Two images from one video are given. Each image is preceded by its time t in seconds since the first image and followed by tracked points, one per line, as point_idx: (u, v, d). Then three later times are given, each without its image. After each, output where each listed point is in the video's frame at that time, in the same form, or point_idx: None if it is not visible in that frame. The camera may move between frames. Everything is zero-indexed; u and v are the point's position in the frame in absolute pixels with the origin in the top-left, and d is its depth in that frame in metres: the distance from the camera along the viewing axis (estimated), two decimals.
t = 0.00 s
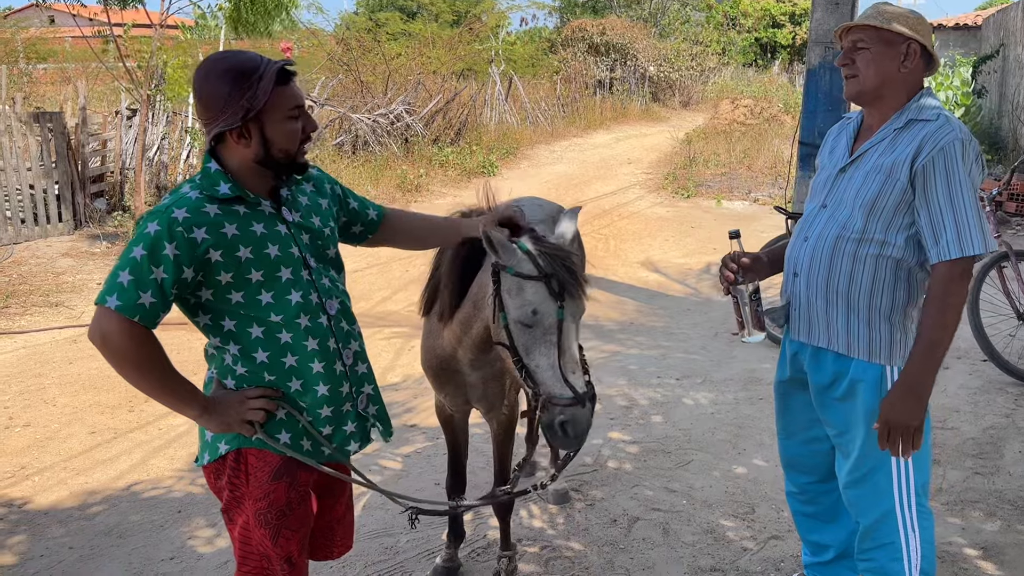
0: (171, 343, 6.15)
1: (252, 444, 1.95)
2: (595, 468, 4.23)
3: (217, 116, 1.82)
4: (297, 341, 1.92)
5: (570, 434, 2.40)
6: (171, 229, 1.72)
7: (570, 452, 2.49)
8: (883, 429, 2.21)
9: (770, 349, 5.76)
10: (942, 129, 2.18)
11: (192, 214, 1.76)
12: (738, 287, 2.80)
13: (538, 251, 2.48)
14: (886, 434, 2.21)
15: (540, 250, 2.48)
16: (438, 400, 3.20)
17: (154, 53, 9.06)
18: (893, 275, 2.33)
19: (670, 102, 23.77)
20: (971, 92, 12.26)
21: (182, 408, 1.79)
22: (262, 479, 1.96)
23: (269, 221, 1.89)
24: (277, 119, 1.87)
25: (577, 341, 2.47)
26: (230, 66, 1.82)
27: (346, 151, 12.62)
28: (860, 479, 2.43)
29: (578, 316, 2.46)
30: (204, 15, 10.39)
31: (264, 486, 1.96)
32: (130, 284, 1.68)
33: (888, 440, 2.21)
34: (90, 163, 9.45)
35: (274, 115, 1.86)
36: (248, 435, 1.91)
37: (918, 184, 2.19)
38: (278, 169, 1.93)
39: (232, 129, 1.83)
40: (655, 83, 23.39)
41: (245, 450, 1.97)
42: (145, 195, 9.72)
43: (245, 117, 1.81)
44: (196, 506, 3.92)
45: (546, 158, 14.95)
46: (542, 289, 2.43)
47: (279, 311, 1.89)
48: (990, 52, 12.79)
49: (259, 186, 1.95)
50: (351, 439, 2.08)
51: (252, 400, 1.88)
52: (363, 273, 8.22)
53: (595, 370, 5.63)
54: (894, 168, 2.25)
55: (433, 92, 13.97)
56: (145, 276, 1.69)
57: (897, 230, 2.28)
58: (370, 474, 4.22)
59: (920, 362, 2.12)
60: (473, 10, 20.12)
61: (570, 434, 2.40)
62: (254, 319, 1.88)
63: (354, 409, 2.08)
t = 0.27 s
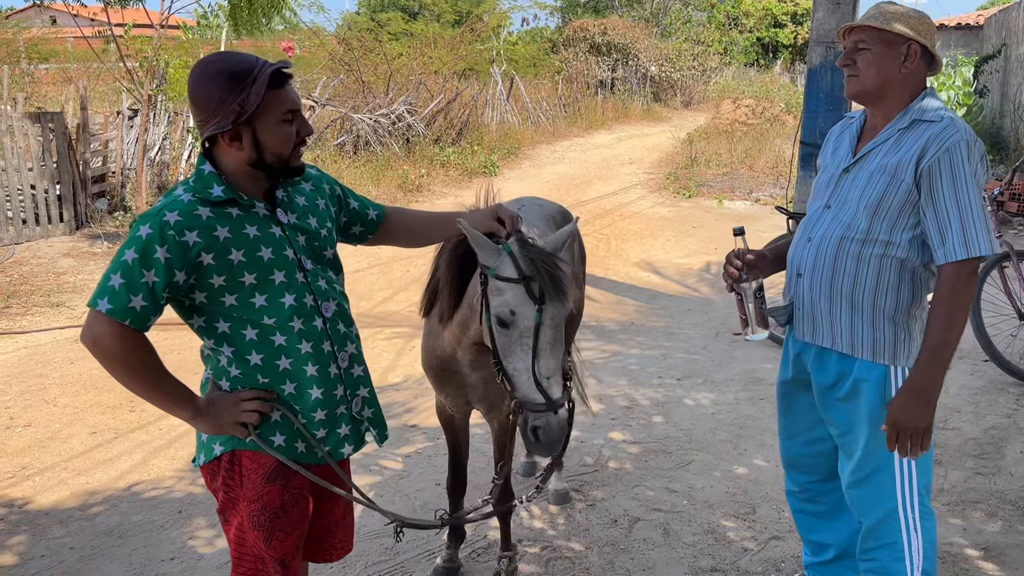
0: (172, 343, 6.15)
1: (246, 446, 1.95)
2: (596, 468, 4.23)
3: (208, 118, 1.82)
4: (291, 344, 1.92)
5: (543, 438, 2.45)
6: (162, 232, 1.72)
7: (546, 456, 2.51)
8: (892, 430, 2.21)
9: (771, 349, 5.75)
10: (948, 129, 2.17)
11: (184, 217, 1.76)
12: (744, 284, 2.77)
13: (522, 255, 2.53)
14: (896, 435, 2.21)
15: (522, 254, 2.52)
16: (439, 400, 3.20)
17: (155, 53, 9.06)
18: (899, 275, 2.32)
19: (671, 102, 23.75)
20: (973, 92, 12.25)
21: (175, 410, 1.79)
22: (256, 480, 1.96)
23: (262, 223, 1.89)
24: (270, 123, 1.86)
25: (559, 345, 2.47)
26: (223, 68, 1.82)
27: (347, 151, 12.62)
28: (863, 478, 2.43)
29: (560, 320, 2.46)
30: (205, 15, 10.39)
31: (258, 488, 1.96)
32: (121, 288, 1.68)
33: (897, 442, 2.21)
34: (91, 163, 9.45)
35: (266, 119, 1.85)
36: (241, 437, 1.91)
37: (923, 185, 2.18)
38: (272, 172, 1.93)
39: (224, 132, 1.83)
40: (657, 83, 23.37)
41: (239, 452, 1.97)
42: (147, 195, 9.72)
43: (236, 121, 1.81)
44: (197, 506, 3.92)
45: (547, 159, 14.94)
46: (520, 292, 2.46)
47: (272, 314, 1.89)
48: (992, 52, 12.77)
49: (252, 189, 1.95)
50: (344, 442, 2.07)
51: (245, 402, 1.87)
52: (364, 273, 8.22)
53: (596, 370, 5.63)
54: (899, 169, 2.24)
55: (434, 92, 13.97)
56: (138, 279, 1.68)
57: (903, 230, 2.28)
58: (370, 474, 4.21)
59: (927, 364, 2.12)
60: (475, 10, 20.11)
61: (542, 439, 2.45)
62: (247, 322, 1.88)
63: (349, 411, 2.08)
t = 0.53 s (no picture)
0: (172, 344, 6.15)
1: (246, 448, 1.95)
2: (596, 469, 4.22)
3: (215, 119, 1.81)
4: (292, 347, 1.92)
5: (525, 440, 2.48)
6: (164, 235, 1.71)
7: (529, 457, 2.54)
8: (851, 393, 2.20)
9: (771, 350, 5.75)
10: (949, 129, 2.17)
11: (186, 219, 1.76)
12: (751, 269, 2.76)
13: (508, 254, 2.52)
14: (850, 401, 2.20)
15: (507, 255, 2.52)
16: (437, 401, 3.20)
17: (155, 54, 9.07)
18: (901, 274, 2.32)
19: (672, 102, 23.75)
20: (973, 92, 12.25)
21: (174, 412, 1.80)
22: (256, 482, 1.96)
23: (264, 226, 1.89)
24: (276, 123, 1.87)
25: (542, 345, 2.48)
26: (226, 71, 1.82)
27: (348, 152, 12.62)
28: (864, 478, 2.42)
29: (544, 321, 2.47)
30: (206, 15, 10.39)
31: (258, 489, 1.96)
32: (122, 291, 1.68)
33: (848, 413, 2.20)
34: (92, 164, 9.46)
35: (272, 119, 1.86)
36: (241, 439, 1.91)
37: (925, 185, 2.18)
38: (276, 172, 1.93)
39: (230, 134, 1.82)
40: (657, 83, 23.37)
41: (238, 454, 1.96)
42: (147, 196, 9.72)
43: (242, 121, 1.81)
44: (196, 507, 3.92)
45: (547, 159, 14.94)
46: (504, 292, 2.46)
47: (273, 317, 1.89)
48: (992, 51, 12.77)
49: (255, 190, 1.94)
50: (343, 445, 2.08)
51: (245, 404, 1.87)
52: (364, 274, 8.22)
53: (596, 370, 5.63)
54: (900, 168, 2.24)
55: (434, 92, 13.97)
56: (138, 282, 1.68)
57: (905, 229, 2.28)
58: (370, 475, 4.21)
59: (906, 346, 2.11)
60: (475, 11, 20.13)
61: (524, 441, 2.48)
62: (248, 325, 1.88)
63: (348, 414, 2.08)
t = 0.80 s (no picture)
0: (171, 344, 6.15)
1: (255, 449, 1.94)
2: (595, 469, 4.22)
3: (225, 119, 1.81)
4: (300, 348, 1.93)
5: (516, 440, 2.47)
6: (176, 236, 1.71)
7: (521, 458, 2.53)
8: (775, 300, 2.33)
9: (770, 350, 5.75)
10: (948, 128, 2.17)
11: (197, 221, 1.75)
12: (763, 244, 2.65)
13: (498, 255, 2.55)
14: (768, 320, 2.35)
15: (498, 256, 2.54)
16: (435, 402, 3.19)
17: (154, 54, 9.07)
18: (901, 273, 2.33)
19: (671, 102, 23.76)
20: (971, 92, 12.26)
21: (185, 415, 1.78)
22: (265, 482, 1.95)
23: (272, 227, 1.89)
24: (286, 120, 1.87)
25: (533, 346, 2.48)
26: (234, 70, 1.81)
27: (346, 152, 12.62)
28: (865, 476, 2.42)
29: (535, 321, 2.48)
30: (204, 16, 10.40)
31: (267, 490, 1.95)
32: (135, 293, 1.66)
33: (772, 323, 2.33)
34: (90, 164, 9.46)
35: (283, 115, 1.86)
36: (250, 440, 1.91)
37: (926, 183, 2.19)
38: (287, 170, 1.93)
39: (241, 133, 1.83)
40: (656, 83, 23.38)
41: (247, 455, 1.95)
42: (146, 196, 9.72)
43: (255, 119, 1.81)
44: (195, 507, 3.92)
45: (547, 159, 14.95)
46: (495, 292, 2.47)
47: (282, 317, 1.89)
48: (990, 51, 12.78)
49: (262, 189, 1.95)
50: (350, 444, 2.08)
51: (254, 404, 1.87)
52: (364, 274, 8.22)
53: (595, 370, 5.63)
54: (902, 167, 2.24)
55: (433, 93, 13.98)
56: (151, 283, 1.67)
57: (905, 229, 2.28)
58: (369, 475, 4.21)
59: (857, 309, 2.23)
60: (474, 11, 20.14)
61: (516, 441, 2.47)
62: (258, 326, 1.88)
63: (355, 414, 2.09)
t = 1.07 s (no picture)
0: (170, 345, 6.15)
1: (261, 447, 1.94)
2: (593, 469, 4.23)
3: (227, 112, 1.81)
4: (304, 345, 1.93)
5: (514, 441, 2.48)
6: (182, 232, 1.71)
7: (518, 459, 2.54)
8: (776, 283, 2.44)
9: (769, 350, 5.76)
10: (945, 127, 2.18)
11: (202, 217, 1.76)
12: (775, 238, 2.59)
13: (494, 256, 2.54)
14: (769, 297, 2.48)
15: (493, 256, 2.54)
16: (433, 402, 3.19)
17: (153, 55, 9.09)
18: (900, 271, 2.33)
19: (669, 102, 23.78)
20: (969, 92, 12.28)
21: (193, 413, 1.77)
22: (270, 481, 1.96)
23: (276, 223, 1.90)
24: (288, 115, 1.87)
25: (530, 347, 2.49)
26: (235, 66, 1.82)
27: (345, 153, 12.63)
28: (864, 476, 2.42)
29: (531, 322, 2.48)
30: (204, 17, 10.42)
31: (273, 488, 1.96)
32: (144, 289, 1.66)
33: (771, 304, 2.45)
34: (89, 165, 9.46)
35: (284, 109, 1.86)
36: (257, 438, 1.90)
37: (923, 181, 2.19)
38: (287, 165, 1.93)
39: (243, 127, 1.82)
40: (655, 83, 23.39)
41: (253, 454, 1.95)
42: (144, 197, 9.73)
43: (257, 113, 1.81)
44: (194, 508, 3.92)
45: (545, 159, 14.95)
46: (491, 293, 2.47)
47: (287, 314, 1.90)
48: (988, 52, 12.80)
49: (261, 186, 1.94)
50: (353, 440, 2.08)
51: (261, 403, 1.87)
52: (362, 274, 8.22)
53: (594, 371, 5.63)
54: (900, 166, 2.25)
55: (432, 93, 13.99)
56: (158, 278, 1.67)
57: (904, 228, 2.28)
58: (368, 476, 4.21)
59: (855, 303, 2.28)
60: (473, 12, 20.16)
61: (513, 442, 2.48)
62: (262, 323, 1.88)
63: (357, 410, 2.09)
